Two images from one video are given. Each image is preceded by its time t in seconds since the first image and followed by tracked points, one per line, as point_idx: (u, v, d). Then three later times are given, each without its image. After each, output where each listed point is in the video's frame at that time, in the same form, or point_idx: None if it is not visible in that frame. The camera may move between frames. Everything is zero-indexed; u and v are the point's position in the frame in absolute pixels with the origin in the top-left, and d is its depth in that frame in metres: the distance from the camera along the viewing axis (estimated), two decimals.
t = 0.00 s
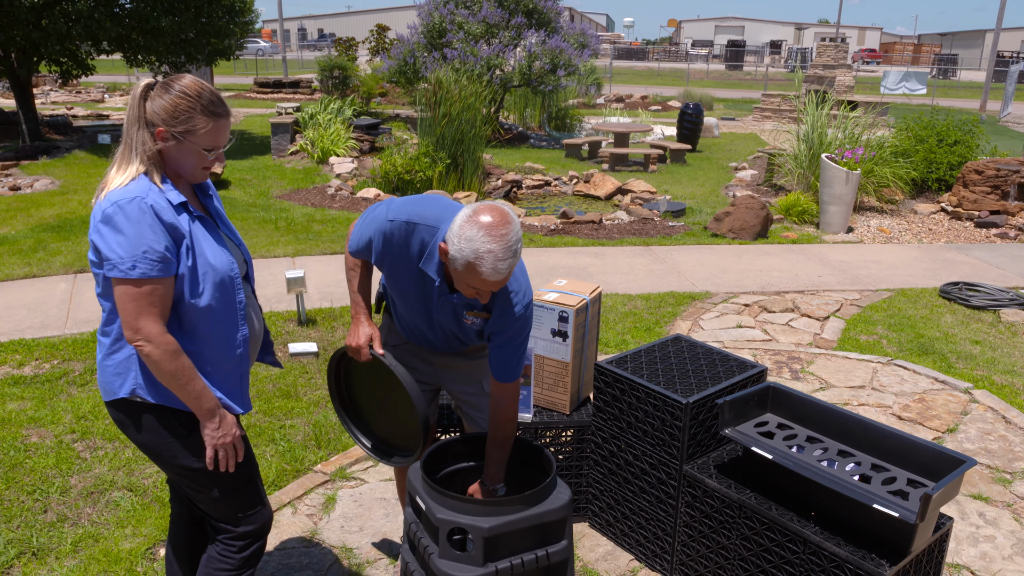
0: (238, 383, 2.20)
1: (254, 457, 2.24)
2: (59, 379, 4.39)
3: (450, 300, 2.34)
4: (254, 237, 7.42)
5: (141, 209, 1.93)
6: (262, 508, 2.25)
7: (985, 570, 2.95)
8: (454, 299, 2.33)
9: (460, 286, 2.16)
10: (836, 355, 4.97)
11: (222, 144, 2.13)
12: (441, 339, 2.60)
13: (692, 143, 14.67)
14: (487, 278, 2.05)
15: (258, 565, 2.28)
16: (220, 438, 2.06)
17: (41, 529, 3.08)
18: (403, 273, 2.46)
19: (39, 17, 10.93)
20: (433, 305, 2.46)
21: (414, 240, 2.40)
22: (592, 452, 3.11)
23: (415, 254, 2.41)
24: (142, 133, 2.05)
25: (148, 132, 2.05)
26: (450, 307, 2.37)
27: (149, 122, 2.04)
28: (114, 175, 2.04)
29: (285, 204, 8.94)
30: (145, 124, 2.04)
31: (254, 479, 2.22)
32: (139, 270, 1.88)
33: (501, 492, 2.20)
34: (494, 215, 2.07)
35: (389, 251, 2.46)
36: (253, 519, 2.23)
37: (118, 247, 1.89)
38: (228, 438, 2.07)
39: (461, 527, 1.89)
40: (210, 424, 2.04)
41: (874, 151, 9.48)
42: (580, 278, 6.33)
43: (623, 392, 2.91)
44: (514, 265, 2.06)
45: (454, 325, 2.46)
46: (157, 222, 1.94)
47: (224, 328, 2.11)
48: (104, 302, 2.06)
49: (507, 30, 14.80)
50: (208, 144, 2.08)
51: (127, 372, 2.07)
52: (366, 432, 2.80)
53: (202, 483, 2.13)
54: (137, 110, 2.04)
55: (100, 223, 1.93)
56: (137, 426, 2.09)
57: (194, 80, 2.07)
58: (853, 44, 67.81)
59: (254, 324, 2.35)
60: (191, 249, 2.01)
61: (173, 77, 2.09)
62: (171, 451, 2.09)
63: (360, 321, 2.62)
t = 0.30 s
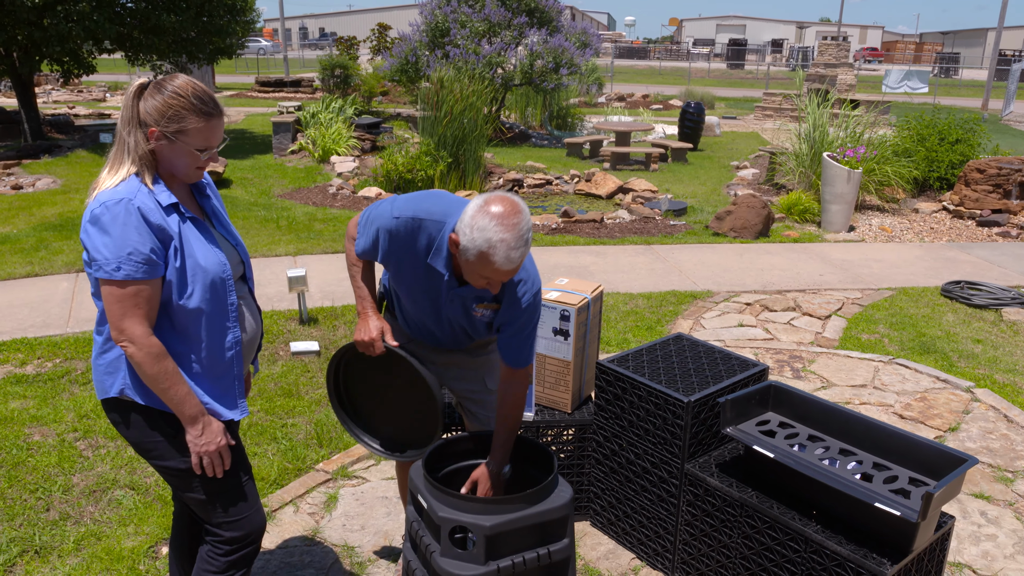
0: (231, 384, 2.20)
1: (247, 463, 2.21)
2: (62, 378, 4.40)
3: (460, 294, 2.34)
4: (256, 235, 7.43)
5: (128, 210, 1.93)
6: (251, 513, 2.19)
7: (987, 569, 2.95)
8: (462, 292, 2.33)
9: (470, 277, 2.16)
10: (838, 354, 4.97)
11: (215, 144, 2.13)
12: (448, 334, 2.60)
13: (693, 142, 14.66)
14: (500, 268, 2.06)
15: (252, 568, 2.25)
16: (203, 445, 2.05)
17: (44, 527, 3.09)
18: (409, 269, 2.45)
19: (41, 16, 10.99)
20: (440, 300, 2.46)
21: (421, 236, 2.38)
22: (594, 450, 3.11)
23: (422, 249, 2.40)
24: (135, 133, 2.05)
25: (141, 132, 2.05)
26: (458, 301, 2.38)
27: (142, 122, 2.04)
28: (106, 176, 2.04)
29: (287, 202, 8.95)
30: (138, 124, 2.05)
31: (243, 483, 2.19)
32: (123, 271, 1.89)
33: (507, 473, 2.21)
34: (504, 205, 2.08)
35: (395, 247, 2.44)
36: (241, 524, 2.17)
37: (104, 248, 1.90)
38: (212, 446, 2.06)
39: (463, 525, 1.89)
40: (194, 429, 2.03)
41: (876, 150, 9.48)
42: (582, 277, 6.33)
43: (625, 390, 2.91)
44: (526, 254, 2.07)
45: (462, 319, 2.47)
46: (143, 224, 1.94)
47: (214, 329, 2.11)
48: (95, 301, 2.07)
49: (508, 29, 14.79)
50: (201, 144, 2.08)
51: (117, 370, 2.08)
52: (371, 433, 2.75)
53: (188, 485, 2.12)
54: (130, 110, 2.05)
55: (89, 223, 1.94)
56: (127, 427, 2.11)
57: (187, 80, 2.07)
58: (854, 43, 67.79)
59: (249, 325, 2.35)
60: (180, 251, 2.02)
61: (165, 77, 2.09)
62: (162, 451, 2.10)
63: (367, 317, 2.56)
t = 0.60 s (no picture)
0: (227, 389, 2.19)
1: (245, 469, 2.21)
2: (63, 380, 4.40)
3: (473, 276, 2.36)
4: (257, 237, 7.43)
5: (121, 215, 1.94)
6: (249, 517, 2.19)
7: (988, 571, 2.95)
8: (475, 274, 2.37)
9: (481, 253, 2.20)
10: (839, 355, 4.97)
11: (210, 147, 2.13)
12: (459, 323, 2.59)
13: (694, 143, 14.66)
14: (514, 239, 2.11)
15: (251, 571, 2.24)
16: (195, 452, 2.04)
17: (44, 530, 3.09)
18: (418, 263, 2.44)
19: (43, 19, 11.02)
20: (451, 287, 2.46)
21: (428, 224, 2.38)
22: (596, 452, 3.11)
23: (429, 237, 2.39)
24: (131, 137, 2.05)
25: (136, 135, 2.05)
26: (470, 284, 2.40)
27: (138, 125, 2.04)
28: (102, 181, 2.05)
29: (288, 204, 8.95)
30: (134, 128, 2.05)
31: (239, 486, 2.18)
32: (115, 276, 1.90)
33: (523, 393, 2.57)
34: (513, 177, 2.13)
35: (402, 237, 2.41)
36: (237, 528, 2.17)
37: (97, 252, 1.90)
38: (205, 452, 2.05)
39: (463, 527, 1.89)
40: (185, 435, 2.03)
41: (876, 152, 9.47)
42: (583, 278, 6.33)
43: (626, 392, 2.91)
44: (537, 224, 2.14)
45: (474, 304, 2.48)
46: (136, 228, 1.95)
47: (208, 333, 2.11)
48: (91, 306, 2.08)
49: (509, 31, 14.80)
50: (197, 146, 2.08)
51: (112, 375, 2.08)
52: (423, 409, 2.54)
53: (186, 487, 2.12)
54: (125, 114, 2.05)
55: (82, 228, 1.95)
56: (123, 431, 2.11)
57: (181, 83, 2.07)
58: (854, 45, 67.86)
59: (246, 330, 2.35)
60: (173, 256, 2.02)
61: (159, 81, 2.09)
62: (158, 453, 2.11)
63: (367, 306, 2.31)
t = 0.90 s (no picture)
0: (230, 392, 2.20)
1: (249, 473, 2.21)
2: (63, 383, 4.40)
3: (485, 278, 2.40)
4: (257, 241, 7.43)
5: (122, 221, 1.94)
6: (252, 520, 2.19)
7: (989, 573, 2.94)
8: (487, 275, 2.40)
9: (492, 252, 2.20)
10: (839, 358, 4.97)
11: (207, 152, 2.13)
12: (472, 327, 2.59)
13: (694, 146, 14.66)
14: (529, 239, 2.12)
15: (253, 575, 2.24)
16: (199, 456, 2.04)
17: (45, 533, 3.09)
18: (428, 273, 2.42)
19: (43, 23, 11.03)
20: (463, 292, 2.45)
21: (437, 232, 2.36)
22: (596, 455, 3.11)
23: (439, 244, 2.37)
24: (127, 144, 2.06)
25: (133, 142, 2.06)
26: (483, 285, 2.42)
27: (134, 132, 2.05)
28: (100, 189, 2.05)
29: (288, 208, 8.96)
30: (130, 135, 2.05)
31: (242, 488, 2.18)
32: (118, 283, 1.90)
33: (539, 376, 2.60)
34: (524, 176, 2.13)
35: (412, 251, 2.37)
36: (241, 531, 2.17)
37: (99, 259, 1.91)
38: (209, 457, 2.05)
39: (463, 530, 1.89)
40: (191, 440, 2.03)
41: (876, 154, 9.46)
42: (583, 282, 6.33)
43: (626, 395, 2.91)
44: (550, 222, 2.14)
45: (486, 303, 2.50)
46: (137, 235, 1.95)
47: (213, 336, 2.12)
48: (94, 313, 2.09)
49: (509, 34, 14.82)
50: (194, 152, 2.09)
51: (115, 380, 2.08)
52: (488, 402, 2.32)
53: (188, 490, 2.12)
54: (121, 122, 2.06)
55: (83, 236, 1.95)
56: (128, 436, 2.12)
57: (176, 88, 2.07)
58: (853, 49, 67.97)
59: (249, 332, 2.36)
60: (175, 260, 2.02)
61: (154, 87, 2.10)
62: (163, 456, 2.11)
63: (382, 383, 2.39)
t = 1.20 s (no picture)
0: (238, 390, 2.20)
1: (255, 474, 2.22)
2: (63, 385, 4.40)
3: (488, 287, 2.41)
4: (257, 243, 7.44)
5: (129, 223, 1.94)
6: (259, 521, 2.20)
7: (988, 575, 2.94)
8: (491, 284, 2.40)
9: (495, 263, 2.21)
10: (839, 361, 4.97)
11: (207, 152, 2.14)
12: (475, 335, 2.60)
13: (694, 149, 14.67)
14: (533, 251, 2.12)
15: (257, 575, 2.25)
16: (210, 455, 2.04)
17: (45, 535, 3.09)
18: (433, 283, 2.41)
19: (43, 24, 11.03)
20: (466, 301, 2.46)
21: (440, 246, 2.35)
22: (596, 456, 3.11)
23: (442, 258, 2.36)
24: (128, 147, 2.07)
25: (134, 144, 2.06)
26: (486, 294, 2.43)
27: (134, 134, 2.05)
28: (102, 191, 2.06)
29: (288, 210, 8.96)
30: (131, 136, 2.06)
31: (249, 489, 2.19)
32: (127, 284, 1.90)
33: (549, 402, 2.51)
34: (529, 189, 2.13)
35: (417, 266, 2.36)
36: (247, 531, 2.18)
37: (108, 262, 1.91)
38: (219, 456, 2.06)
39: (463, 531, 1.89)
40: (202, 439, 2.03)
41: (876, 157, 9.44)
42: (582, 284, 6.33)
43: (626, 397, 2.92)
44: (553, 235, 2.14)
45: (489, 312, 2.51)
46: (144, 235, 1.95)
47: (221, 335, 2.12)
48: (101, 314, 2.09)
49: (509, 37, 14.84)
50: (194, 152, 2.09)
51: (124, 382, 2.08)
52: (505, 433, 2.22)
53: (196, 490, 2.13)
54: (120, 123, 2.06)
55: (90, 239, 1.95)
56: (136, 437, 2.12)
57: (175, 90, 2.07)
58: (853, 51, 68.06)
59: (252, 332, 2.36)
60: (183, 259, 2.03)
61: (154, 88, 2.10)
62: (172, 455, 2.11)
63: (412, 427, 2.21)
